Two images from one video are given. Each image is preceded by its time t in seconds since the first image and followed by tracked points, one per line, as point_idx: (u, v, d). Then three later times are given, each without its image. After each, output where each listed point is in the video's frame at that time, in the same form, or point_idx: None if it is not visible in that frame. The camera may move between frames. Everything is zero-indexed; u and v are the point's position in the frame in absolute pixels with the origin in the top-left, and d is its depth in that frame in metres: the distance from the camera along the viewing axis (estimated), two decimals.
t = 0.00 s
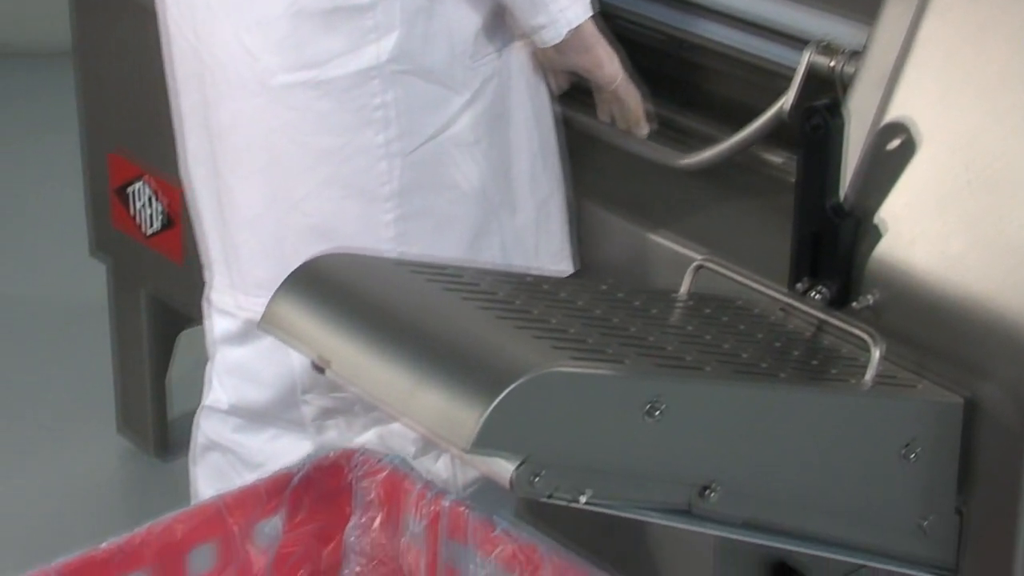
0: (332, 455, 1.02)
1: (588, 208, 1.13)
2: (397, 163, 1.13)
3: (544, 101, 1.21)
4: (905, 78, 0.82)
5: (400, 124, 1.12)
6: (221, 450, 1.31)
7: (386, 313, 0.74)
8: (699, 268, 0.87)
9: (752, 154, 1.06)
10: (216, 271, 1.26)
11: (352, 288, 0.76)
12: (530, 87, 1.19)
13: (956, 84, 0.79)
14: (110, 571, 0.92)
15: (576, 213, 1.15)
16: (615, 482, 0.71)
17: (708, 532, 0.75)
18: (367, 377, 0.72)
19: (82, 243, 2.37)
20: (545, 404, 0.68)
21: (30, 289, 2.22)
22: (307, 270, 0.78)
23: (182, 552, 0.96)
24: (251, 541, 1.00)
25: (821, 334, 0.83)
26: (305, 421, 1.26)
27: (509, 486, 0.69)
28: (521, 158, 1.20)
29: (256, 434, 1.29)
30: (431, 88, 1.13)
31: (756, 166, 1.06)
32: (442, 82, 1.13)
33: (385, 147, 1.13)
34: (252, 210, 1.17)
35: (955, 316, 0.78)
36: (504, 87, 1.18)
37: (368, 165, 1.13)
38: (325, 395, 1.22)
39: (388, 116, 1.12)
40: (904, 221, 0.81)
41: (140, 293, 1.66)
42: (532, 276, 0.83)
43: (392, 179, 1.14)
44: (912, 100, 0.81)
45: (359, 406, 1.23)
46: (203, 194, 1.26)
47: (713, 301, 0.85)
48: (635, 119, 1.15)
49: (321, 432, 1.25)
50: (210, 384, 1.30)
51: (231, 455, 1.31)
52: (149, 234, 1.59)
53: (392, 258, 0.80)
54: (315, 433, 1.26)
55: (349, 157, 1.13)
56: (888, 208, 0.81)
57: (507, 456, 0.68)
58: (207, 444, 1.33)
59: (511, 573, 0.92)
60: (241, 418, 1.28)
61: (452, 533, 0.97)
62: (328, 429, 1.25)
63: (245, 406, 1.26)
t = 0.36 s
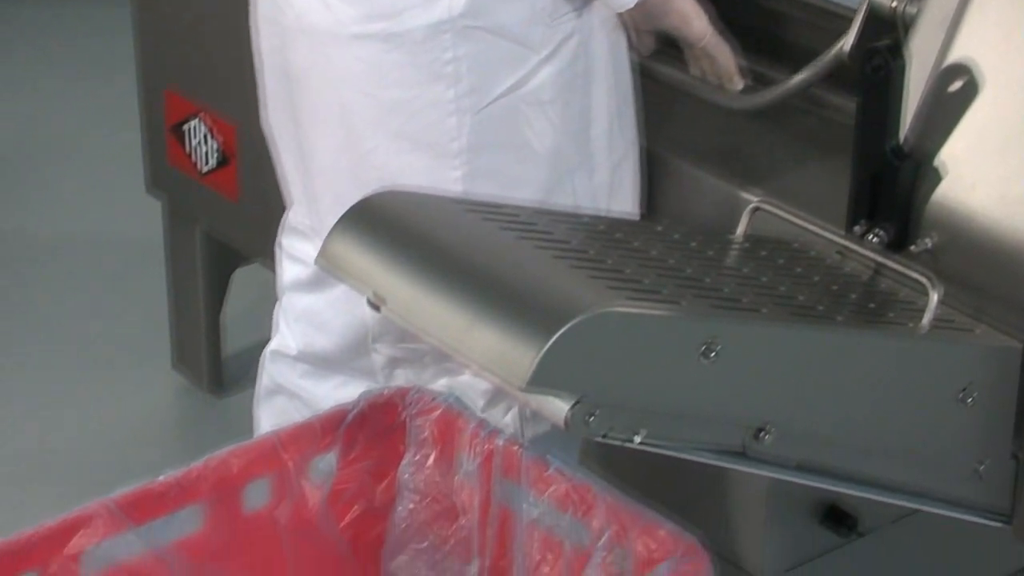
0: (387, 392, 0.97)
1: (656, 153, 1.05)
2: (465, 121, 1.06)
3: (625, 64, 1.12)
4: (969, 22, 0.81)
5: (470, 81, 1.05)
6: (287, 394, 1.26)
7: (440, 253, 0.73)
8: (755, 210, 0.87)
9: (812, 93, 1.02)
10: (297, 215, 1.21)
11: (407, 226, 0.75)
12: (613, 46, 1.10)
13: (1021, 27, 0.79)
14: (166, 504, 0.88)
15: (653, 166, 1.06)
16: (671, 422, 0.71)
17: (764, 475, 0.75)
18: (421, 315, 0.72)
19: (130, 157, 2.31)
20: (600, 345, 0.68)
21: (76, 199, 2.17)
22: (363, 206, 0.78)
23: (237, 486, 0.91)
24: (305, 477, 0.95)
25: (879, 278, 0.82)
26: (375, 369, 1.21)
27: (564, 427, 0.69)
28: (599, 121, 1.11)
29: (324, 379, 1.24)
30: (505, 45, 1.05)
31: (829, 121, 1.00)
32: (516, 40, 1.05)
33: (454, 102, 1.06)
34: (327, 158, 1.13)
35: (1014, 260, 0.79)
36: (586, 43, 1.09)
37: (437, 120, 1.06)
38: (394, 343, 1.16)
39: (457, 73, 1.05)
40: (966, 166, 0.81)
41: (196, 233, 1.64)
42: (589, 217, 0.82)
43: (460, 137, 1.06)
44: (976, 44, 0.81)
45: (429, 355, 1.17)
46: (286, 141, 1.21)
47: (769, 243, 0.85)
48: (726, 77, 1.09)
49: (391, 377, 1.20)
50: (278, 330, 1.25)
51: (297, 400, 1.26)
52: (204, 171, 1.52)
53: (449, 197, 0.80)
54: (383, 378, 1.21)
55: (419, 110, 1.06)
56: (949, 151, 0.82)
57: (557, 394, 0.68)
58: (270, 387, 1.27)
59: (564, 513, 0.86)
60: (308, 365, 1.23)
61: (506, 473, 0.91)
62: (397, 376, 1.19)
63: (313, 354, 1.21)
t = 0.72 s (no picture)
0: (434, 341, 0.97)
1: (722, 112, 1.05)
2: (519, 89, 1.00)
3: (686, 39, 1.04)
4: None
5: (528, 48, 0.98)
6: (346, 353, 1.20)
7: (489, 201, 0.73)
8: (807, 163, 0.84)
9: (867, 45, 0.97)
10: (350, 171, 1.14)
11: (456, 175, 0.75)
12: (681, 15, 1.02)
13: None
14: (216, 450, 0.89)
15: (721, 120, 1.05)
16: (720, 372, 0.70)
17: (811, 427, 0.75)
18: (469, 264, 0.72)
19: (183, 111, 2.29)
20: (648, 295, 0.66)
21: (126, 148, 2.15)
22: (414, 153, 0.78)
23: (286, 432, 0.93)
24: (353, 424, 0.97)
25: (930, 231, 0.81)
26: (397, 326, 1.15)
27: (613, 375, 0.68)
28: (652, 96, 1.05)
29: (379, 343, 1.17)
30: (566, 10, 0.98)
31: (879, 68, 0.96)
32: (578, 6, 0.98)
33: (510, 69, 0.99)
34: (378, 115, 1.05)
35: None
36: (651, 14, 1.01)
37: (489, 87, 0.99)
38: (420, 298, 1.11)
39: (516, 39, 0.98)
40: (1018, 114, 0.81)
41: (245, 180, 1.56)
42: (638, 167, 0.82)
43: (512, 105, 1.00)
44: None
45: (453, 314, 1.12)
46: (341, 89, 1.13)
47: (821, 196, 0.84)
48: (795, 41, 1.02)
49: (411, 331, 1.14)
50: (340, 289, 1.20)
51: (356, 360, 1.20)
52: (253, 120, 1.46)
53: (499, 146, 0.80)
54: (405, 333, 1.15)
55: (469, 76, 0.99)
56: (1005, 103, 0.82)
57: (598, 342, 0.66)
58: (331, 344, 1.22)
59: (612, 463, 0.86)
60: (365, 332, 1.17)
61: (553, 422, 0.92)
62: (417, 330, 1.13)
63: (369, 317, 1.16)
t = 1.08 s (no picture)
0: (473, 301, 0.98)
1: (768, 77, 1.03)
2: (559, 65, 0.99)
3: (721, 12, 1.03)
4: None
5: (568, 25, 0.97)
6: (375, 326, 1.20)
7: (530, 158, 0.73)
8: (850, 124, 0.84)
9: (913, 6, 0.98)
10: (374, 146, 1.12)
11: (496, 133, 0.75)
12: None
13: None
14: (256, 406, 0.91)
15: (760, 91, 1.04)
16: (763, 336, 0.70)
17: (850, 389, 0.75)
18: (508, 225, 0.71)
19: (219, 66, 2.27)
20: (690, 255, 0.65)
21: (162, 104, 2.13)
22: (453, 113, 0.78)
23: (326, 390, 0.94)
24: (392, 381, 0.98)
25: (974, 194, 0.81)
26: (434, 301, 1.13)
27: (653, 336, 0.67)
28: (690, 73, 1.03)
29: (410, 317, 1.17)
30: None
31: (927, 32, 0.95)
32: None
33: (550, 46, 0.98)
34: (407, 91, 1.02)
35: None
36: None
37: (528, 63, 0.98)
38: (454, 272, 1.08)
39: (557, 15, 0.96)
40: None
41: (286, 138, 1.53)
42: (679, 128, 0.81)
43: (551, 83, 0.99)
44: None
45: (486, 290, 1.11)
46: (371, 65, 1.11)
47: (863, 158, 0.83)
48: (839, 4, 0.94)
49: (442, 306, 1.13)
50: (368, 264, 1.18)
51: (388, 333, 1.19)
52: (293, 78, 1.45)
53: (539, 105, 0.79)
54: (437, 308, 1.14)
55: (507, 52, 0.98)
56: None
57: (636, 302, 0.65)
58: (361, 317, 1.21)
59: (651, 424, 0.87)
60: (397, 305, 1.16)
61: (592, 383, 0.92)
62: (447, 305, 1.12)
63: (401, 292, 1.15)
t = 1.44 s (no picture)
0: (500, 273, 0.99)
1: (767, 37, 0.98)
2: (564, 30, 0.98)
3: None
4: None
5: None
6: (395, 294, 1.21)
7: (557, 129, 0.71)
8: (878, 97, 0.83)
9: None
10: (383, 108, 1.14)
11: (524, 103, 0.74)
12: None
13: None
14: (283, 377, 0.92)
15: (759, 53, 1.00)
16: (793, 312, 0.69)
17: (876, 363, 0.74)
18: (541, 197, 0.69)
19: (247, 49, 2.28)
20: (720, 229, 0.64)
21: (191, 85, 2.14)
22: (481, 84, 0.77)
23: (353, 361, 0.96)
24: (419, 353, 0.99)
25: (1003, 168, 0.80)
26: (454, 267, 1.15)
27: (680, 310, 0.66)
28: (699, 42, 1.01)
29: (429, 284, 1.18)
30: None
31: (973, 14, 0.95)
32: None
33: (555, 10, 0.97)
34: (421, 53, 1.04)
35: None
36: None
37: (534, 27, 0.98)
38: (476, 237, 1.10)
39: None
40: None
41: (312, 108, 1.52)
42: (707, 101, 0.81)
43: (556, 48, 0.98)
44: None
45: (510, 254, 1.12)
46: (380, 33, 1.12)
47: (890, 132, 0.83)
48: None
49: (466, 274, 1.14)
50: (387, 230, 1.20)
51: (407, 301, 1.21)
52: (319, 50, 1.44)
53: (567, 78, 0.79)
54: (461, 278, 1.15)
55: (515, 14, 0.97)
56: None
57: (664, 278, 0.64)
58: (379, 288, 1.23)
59: (677, 398, 0.88)
60: (416, 269, 1.18)
61: (618, 355, 0.93)
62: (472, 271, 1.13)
63: (420, 259, 1.16)
